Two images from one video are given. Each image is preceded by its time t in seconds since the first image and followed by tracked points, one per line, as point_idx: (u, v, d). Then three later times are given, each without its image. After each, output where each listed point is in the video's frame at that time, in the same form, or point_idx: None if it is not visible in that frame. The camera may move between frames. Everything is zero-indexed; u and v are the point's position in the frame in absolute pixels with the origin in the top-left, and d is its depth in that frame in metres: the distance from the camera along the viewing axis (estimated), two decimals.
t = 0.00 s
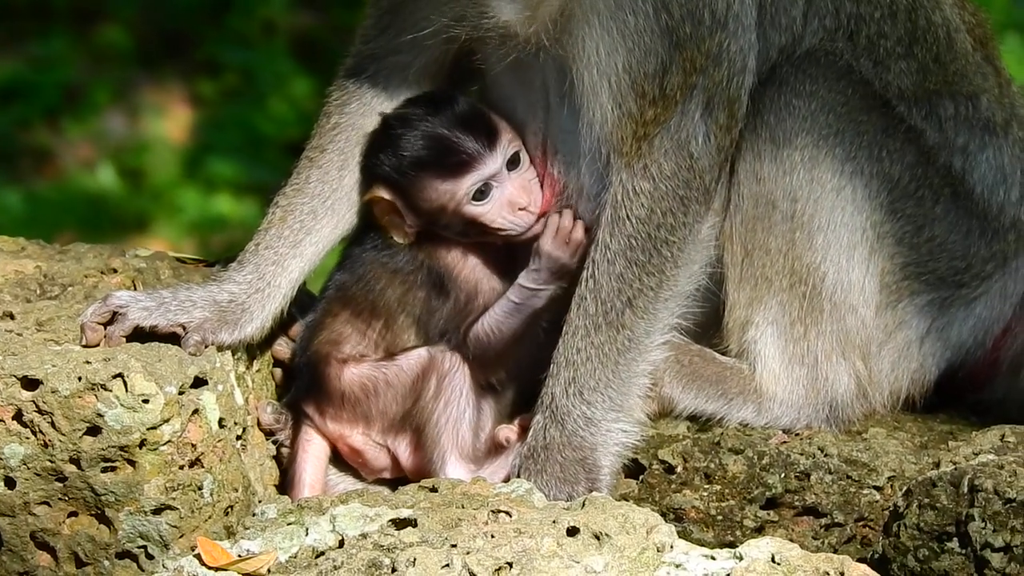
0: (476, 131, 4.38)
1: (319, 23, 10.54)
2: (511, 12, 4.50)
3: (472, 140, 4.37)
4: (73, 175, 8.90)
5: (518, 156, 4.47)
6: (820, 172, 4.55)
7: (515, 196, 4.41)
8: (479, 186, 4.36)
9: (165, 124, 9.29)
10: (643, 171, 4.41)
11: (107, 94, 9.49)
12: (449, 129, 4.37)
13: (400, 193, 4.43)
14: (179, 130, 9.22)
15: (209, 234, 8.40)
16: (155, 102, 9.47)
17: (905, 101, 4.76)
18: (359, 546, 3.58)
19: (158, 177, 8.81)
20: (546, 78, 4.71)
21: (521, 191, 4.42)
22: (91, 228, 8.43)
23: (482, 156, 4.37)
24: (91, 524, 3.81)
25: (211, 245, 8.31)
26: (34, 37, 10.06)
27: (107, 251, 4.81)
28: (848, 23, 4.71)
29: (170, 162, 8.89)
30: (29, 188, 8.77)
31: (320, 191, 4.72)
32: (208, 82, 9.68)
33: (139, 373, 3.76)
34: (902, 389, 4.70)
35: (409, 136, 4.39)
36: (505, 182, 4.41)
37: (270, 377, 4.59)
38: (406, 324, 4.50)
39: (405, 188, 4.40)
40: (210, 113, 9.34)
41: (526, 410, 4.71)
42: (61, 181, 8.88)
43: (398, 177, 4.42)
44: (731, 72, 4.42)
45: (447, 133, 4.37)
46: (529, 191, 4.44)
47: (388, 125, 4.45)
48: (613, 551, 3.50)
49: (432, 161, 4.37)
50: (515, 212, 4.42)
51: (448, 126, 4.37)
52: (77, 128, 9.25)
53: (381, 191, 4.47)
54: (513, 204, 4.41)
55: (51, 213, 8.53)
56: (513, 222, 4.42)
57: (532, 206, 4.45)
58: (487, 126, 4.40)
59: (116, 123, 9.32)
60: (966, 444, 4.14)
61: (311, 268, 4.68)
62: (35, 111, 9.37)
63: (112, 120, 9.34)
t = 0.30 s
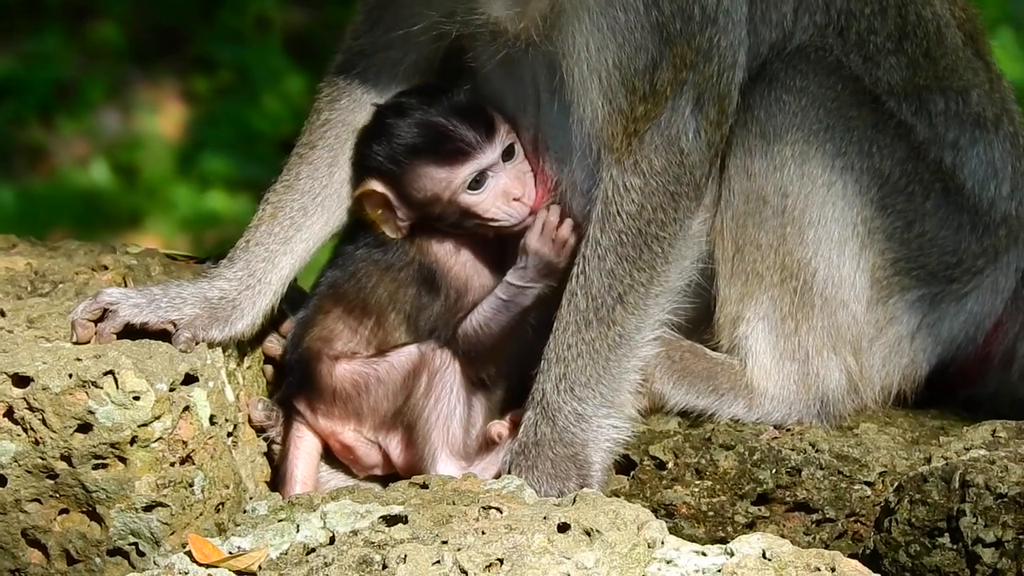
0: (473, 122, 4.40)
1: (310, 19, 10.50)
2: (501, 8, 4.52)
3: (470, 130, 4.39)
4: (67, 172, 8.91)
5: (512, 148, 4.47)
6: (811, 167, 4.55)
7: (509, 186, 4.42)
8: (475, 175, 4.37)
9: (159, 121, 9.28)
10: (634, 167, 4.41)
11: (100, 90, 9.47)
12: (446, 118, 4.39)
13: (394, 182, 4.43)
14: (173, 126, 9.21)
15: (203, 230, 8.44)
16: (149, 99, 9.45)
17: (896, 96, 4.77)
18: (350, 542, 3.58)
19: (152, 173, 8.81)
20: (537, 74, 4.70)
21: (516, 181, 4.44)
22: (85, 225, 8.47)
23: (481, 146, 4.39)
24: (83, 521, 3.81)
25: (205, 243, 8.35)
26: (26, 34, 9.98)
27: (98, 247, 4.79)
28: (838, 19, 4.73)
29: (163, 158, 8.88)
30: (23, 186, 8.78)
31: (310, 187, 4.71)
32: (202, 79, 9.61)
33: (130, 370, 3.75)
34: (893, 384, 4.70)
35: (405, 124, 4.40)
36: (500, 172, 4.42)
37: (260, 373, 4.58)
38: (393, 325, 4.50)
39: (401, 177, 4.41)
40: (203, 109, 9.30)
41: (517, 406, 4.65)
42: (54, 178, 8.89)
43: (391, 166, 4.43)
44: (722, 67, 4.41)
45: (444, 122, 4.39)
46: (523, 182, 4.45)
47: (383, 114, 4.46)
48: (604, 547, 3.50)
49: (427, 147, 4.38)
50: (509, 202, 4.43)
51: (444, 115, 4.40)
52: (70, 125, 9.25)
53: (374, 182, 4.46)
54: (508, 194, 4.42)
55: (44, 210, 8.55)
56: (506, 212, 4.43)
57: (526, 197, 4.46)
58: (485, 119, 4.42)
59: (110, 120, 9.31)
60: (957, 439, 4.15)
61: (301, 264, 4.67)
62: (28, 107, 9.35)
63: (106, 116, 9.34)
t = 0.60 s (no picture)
0: (463, 124, 4.41)
1: (308, 15, 10.44)
2: (495, 6, 4.52)
3: (462, 133, 4.40)
4: (63, 167, 8.89)
5: (503, 144, 4.51)
6: (805, 164, 4.55)
7: (506, 183, 4.45)
8: (472, 176, 4.38)
9: (155, 116, 9.25)
10: (627, 164, 4.41)
11: (97, 86, 9.46)
12: (435, 124, 4.39)
13: (388, 191, 4.43)
14: (169, 121, 9.19)
15: (199, 226, 8.43)
16: (145, 94, 9.44)
17: (889, 92, 4.76)
18: (343, 540, 3.58)
19: (148, 168, 8.78)
20: (529, 72, 4.71)
21: (511, 177, 4.46)
22: (82, 222, 8.47)
23: (474, 148, 4.40)
24: (76, 519, 3.81)
25: (201, 238, 8.33)
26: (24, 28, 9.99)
27: (92, 245, 4.79)
28: (831, 15, 4.72)
29: (159, 153, 8.86)
30: (19, 182, 8.76)
31: (303, 185, 4.70)
32: (198, 74, 9.61)
33: (124, 368, 3.76)
34: (887, 381, 4.70)
35: (396, 134, 4.39)
36: (495, 171, 4.44)
37: (254, 371, 4.57)
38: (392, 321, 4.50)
39: (396, 186, 4.40)
40: (199, 104, 9.30)
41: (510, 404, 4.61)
42: (51, 173, 8.87)
43: (385, 176, 4.42)
44: (714, 64, 4.40)
45: (434, 128, 4.38)
46: (518, 177, 4.48)
47: (370, 123, 4.45)
48: (598, 544, 3.49)
49: (421, 155, 4.37)
50: (506, 199, 4.45)
51: (433, 120, 4.38)
52: (67, 121, 9.23)
53: (369, 193, 4.46)
54: (505, 191, 4.44)
55: (42, 207, 8.54)
56: (504, 210, 4.45)
57: (522, 193, 4.48)
58: (475, 120, 4.43)
59: (106, 116, 9.29)
60: (951, 435, 4.15)
61: (295, 261, 4.67)
62: (25, 104, 9.34)
63: (102, 112, 9.32)
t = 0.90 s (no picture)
0: (458, 131, 4.38)
1: (308, 14, 10.39)
2: (492, 5, 4.49)
3: (456, 141, 4.37)
4: (64, 167, 8.90)
5: (499, 148, 4.49)
6: (802, 164, 4.55)
7: (502, 189, 4.44)
8: (467, 183, 4.37)
9: (156, 117, 9.25)
10: (624, 164, 4.41)
11: (97, 87, 9.45)
12: (430, 132, 4.36)
13: (385, 199, 4.41)
14: (169, 122, 9.18)
15: (199, 226, 8.42)
16: (146, 94, 9.43)
17: (887, 92, 4.76)
18: (340, 540, 3.57)
19: (148, 168, 8.78)
20: (527, 73, 4.70)
21: (507, 182, 4.45)
22: (82, 222, 8.47)
23: (467, 155, 4.38)
24: (74, 520, 3.82)
25: (201, 237, 8.32)
26: (24, 29, 9.99)
27: (90, 245, 4.79)
28: (828, 15, 4.71)
29: (160, 154, 8.87)
30: (20, 182, 8.77)
31: (300, 186, 4.70)
32: (198, 74, 9.62)
33: (122, 368, 3.74)
34: (885, 381, 4.70)
35: (392, 143, 4.36)
36: (491, 176, 4.43)
37: (252, 372, 4.58)
38: (382, 326, 4.50)
39: (393, 195, 4.39)
40: (199, 105, 9.30)
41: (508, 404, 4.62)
42: (51, 173, 8.87)
43: (381, 185, 4.40)
44: (711, 64, 4.42)
45: (429, 136, 4.35)
46: (514, 181, 4.47)
47: (366, 132, 4.41)
48: (595, 545, 3.49)
49: (417, 165, 4.35)
50: (503, 204, 4.44)
51: (428, 129, 4.36)
52: (67, 121, 9.23)
53: (365, 199, 4.44)
54: (501, 197, 4.44)
55: (42, 207, 8.53)
56: (501, 215, 4.45)
57: (519, 197, 4.48)
58: (468, 125, 4.40)
59: (106, 116, 9.29)
60: (949, 435, 4.16)
61: (292, 262, 4.67)
62: (25, 104, 9.34)
63: (103, 112, 9.32)
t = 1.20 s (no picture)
0: (459, 131, 4.38)
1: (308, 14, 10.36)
2: (492, 6, 4.48)
3: (456, 140, 4.37)
4: (64, 168, 8.90)
5: (498, 150, 4.48)
6: (801, 164, 4.55)
7: (499, 190, 4.43)
8: (464, 183, 4.36)
9: (156, 117, 9.24)
10: (623, 164, 4.40)
11: (97, 87, 9.46)
12: (431, 130, 4.36)
13: (383, 195, 4.41)
14: (169, 123, 9.18)
15: (200, 227, 8.42)
16: (146, 94, 9.43)
17: (886, 92, 4.77)
18: (340, 541, 3.57)
19: (148, 169, 8.78)
20: (527, 74, 4.70)
21: (505, 184, 4.44)
22: (82, 222, 8.48)
23: (466, 154, 4.38)
24: (74, 520, 3.82)
25: (202, 238, 8.32)
26: (24, 29, 9.99)
27: (90, 245, 4.79)
28: (827, 15, 4.72)
29: (160, 154, 8.87)
30: (20, 182, 8.77)
31: (300, 186, 4.70)
32: (198, 74, 9.61)
33: (121, 369, 3.73)
34: (885, 381, 4.70)
35: (393, 138, 4.37)
36: (489, 177, 4.42)
37: (251, 372, 4.58)
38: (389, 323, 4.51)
39: (390, 191, 4.39)
40: (200, 105, 9.30)
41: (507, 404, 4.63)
42: (51, 174, 8.88)
43: (380, 180, 4.40)
44: (710, 64, 4.42)
45: (430, 134, 4.36)
46: (512, 183, 4.46)
47: (368, 127, 4.42)
48: (595, 546, 3.49)
49: (416, 162, 4.35)
50: (499, 206, 4.44)
51: (429, 127, 4.36)
52: (67, 121, 9.23)
53: (364, 195, 4.44)
54: (498, 198, 4.43)
55: (42, 207, 8.53)
56: (497, 216, 4.44)
57: (516, 199, 4.47)
58: (468, 124, 4.40)
59: (106, 117, 9.29)
60: (948, 435, 4.16)
61: (292, 262, 4.67)
62: (25, 105, 9.35)
63: (103, 112, 9.32)
